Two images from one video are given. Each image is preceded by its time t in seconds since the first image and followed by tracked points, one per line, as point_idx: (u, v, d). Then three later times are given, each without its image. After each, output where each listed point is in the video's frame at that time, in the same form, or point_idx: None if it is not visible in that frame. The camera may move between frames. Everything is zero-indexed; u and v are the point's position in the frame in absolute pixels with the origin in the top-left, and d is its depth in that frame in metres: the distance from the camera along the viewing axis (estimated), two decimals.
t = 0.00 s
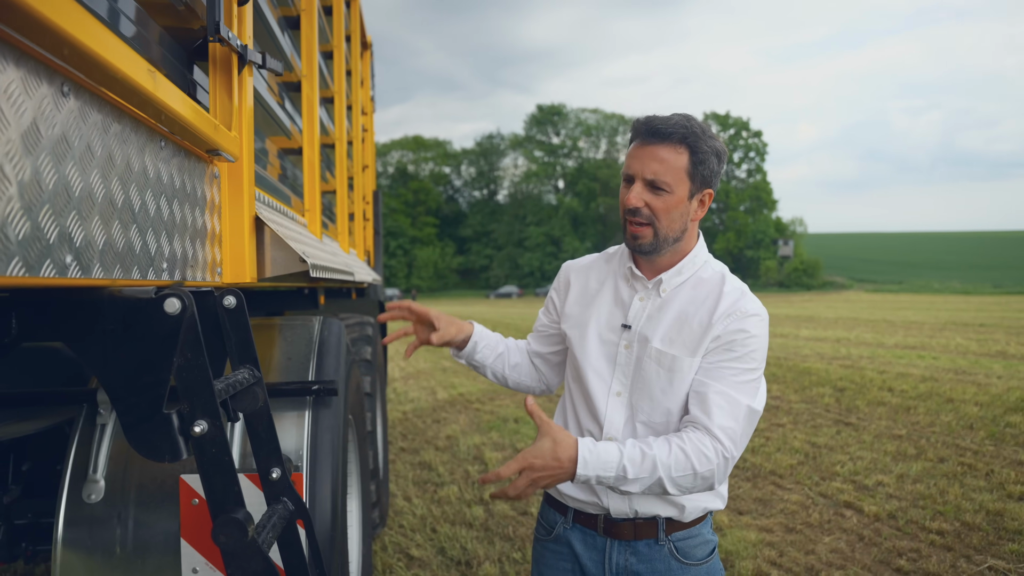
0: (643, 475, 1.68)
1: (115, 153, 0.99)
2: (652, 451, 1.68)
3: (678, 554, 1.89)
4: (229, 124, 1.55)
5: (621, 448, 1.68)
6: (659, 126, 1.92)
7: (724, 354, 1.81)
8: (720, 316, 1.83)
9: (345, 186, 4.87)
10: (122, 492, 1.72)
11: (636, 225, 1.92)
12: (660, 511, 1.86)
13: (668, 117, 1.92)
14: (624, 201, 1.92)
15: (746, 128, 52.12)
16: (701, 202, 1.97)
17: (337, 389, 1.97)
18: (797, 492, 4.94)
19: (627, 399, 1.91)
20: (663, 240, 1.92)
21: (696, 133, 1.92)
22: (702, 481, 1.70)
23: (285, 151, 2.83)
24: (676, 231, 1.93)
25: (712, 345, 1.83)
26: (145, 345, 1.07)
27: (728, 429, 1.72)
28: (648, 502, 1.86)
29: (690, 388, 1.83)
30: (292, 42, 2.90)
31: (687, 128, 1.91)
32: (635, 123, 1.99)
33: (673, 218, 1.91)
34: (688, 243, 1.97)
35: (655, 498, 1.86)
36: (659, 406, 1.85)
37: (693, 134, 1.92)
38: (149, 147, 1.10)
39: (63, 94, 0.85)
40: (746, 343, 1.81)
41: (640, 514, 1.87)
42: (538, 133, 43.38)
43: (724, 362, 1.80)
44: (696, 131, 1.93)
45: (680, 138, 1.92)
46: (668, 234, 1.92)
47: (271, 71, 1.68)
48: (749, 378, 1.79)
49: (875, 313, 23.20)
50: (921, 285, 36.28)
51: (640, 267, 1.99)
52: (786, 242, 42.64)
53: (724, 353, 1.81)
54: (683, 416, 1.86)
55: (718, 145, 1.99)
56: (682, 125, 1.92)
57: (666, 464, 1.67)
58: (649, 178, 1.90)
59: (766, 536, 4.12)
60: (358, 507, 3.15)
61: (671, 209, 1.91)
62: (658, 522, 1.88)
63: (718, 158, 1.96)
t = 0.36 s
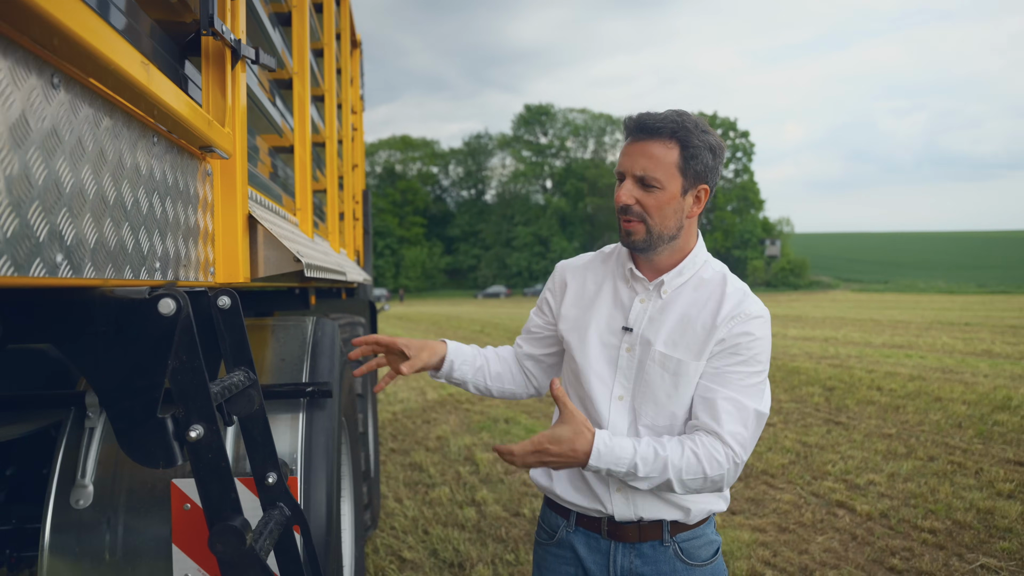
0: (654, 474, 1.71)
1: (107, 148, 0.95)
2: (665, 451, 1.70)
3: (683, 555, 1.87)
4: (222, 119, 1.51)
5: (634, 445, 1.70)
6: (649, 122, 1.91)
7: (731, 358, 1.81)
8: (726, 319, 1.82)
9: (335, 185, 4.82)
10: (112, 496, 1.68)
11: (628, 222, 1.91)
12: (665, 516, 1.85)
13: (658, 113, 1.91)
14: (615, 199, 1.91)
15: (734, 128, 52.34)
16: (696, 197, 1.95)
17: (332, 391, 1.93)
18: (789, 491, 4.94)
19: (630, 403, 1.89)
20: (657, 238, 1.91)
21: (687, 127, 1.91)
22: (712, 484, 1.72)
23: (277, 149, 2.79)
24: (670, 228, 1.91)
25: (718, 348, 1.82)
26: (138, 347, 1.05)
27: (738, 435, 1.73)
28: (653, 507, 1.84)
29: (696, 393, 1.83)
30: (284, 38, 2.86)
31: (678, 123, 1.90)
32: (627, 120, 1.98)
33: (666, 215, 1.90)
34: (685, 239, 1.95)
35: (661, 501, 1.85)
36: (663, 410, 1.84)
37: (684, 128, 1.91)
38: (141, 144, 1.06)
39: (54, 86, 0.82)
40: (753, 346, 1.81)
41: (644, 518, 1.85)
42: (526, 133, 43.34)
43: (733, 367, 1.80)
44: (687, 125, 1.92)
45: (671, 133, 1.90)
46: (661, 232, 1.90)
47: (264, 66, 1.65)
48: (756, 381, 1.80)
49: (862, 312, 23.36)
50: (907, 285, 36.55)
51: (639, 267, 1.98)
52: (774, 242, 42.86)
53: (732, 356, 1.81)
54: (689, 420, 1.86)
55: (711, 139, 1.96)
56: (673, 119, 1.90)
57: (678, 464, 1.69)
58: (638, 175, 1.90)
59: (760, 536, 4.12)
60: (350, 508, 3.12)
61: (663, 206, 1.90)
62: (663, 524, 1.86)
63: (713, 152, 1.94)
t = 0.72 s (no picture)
0: (653, 454, 1.70)
1: (102, 143, 0.92)
2: (663, 433, 1.70)
3: (697, 558, 1.85)
4: (217, 116, 1.49)
5: (631, 425, 1.72)
6: (592, 123, 1.92)
7: (728, 346, 1.77)
8: (719, 306, 1.79)
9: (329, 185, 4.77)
10: (105, 501, 1.65)
11: (595, 221, 1.94)
12: (677, 514, 1.82)
13: (601, 113, 1.92)
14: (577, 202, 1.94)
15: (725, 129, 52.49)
16: (655, 185, 1.89)
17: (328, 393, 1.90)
18: (784, 491, 4.94)
19: (630, 401, 1.89)
20: (622, 234, 1.90)
21: (627, 120, 1.88)
22: (719, 471, 1.69)
23: (272, 148, 2.75)
24: (632, 222, 1.89)
25: (713, 336, 1.79)
26: (133, 349, 1.02)
27: (743, 421, 1.70)
28: (663, 506, 1.82)
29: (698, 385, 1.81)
30: (278, 36, 2.82)
31: (617, 118, 1.88)
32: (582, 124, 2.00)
33: (623, 210, 1.88)
34: (657, 231, 1.91)
35: (671, 500, 1.82)
36: (664, 406, 1.83)
37: (624, 121, 1.88)
38: (136, 141, 1.03)
39: (47, 79, 0.79)
40: (749, 330, 1.77)
41: (655, 519, 1.83)
42: (517, 133, 43.28)
43: (730, 353, 1.77)
44: (628, 117, 1.89)
45: (612, 129, 1.88)
46: (624, 227, 1.89)
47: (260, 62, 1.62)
48: (756, 367, 1.75)
49: (851, 312, 23.45)
50: (896, 285, 36.72)
51: (626, 265, 1.97)
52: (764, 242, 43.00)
53: (729, 343, 1.77)
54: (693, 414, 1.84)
55: (660, 125, 1.90)
56: (612, 116, 1.89)
57: (677, 449, 1.68)
58: (590, 175, 1.91)
59: (755, 536, 4.11)
60: (346, 511, 3.09)
61: (618, 201, 1.88)
62: (676, 526, 1.84)
63: (661, 137, 1.87)
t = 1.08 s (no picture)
0: (649, 467, 1.70)
1: (99, 135, 0.90)
2: (657, 444, 1.70)
3: (709, 561, 1.84)
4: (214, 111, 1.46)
5: (625, 441, 1.72)
6: (575, 122, 1.94)
7: (726, 342, 1.74)
8: (714, 302, 1.77)
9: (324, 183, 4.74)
10: (99, 502, 1.62)
11: (584, 219, 1.94)
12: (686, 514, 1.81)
13: (582, 112, 1.94)
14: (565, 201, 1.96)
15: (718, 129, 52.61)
16: (638, 178, 1.87)
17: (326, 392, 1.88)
18: (780, 490, 4.93)
19: (630, 400, 1.88)
20: (608, 230, 1.90)
21: (605, 116, 1.89)
22: (720, 475, 1.68)
23: (267, 145, 2.72)
24: (618, 217, 1.89)
25: (710, 333, 1.77)
26: (133, 346, 1.00)
27: (744, 422, 1.68)
28: (671, 505, 1.80)
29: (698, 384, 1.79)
30: (273, 30, 2.79)
31: (595, 115, 1.89)
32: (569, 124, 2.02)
33: (606, 205, 1.88)
34: (645, 224, 1.90)
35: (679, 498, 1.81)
36: (664, 404, 1.82)
37: (602, 118, 1.89)
38: (134, 133, 1.00)
39: (43, 67, 0.76)
40: (748, 326, 1.74)
41: (665, 520, 1.81)
42: (510, 133, 43.23)
43: (728, 351, 1.74)
44: (606, 114, 1.89)
45: (592, 126, 1.89)
46: (610, 222, 1.89)
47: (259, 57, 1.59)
48: (756, 364, 1.72)
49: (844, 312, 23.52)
50: (889, 284, 36.82)
51: (623, 262, 1.96)
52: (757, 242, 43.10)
53: (728, 340, 1.74)
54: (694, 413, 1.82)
55: (640, 118, 1.89)
56: (591, 113, 1.90)
57: (672, 459, 1.69)
58: (575, 173, 1.92)
59: (753, 536, 4.10)
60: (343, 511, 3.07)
61: (601, 197, 1.88)
62: (687, 528, 1.82)
63: (640, 130, 1.86)
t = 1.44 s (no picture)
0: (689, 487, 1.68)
1: (96, 126, 0.87)
2: (693, 463, 1.68)
3: (719, 565, 1.82)
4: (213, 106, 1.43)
5: (658, 463, 1.69)
6: (572, 122, 1.91)
7: (737, 346, 1.72)
8: (720, 304, 1.75)
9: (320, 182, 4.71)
10: (95, 503, 1.59)
11: (584, 220, 1.92)
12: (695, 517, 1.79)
13: (579, 111, 1.91)
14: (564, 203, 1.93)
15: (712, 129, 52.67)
16: (640, 177, 1.85)
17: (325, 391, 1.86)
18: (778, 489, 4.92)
19: (636, 399, 1.87)
20: (611, 231, 1.88)
21: (604, 114, 1.86)
22: (758, 482, 1.66)
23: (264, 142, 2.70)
24: (620, 217, 1.87)
25: (719, 336, 1.75)
26: (133, 344, 0.98)
27: (772, 428, 1.66)
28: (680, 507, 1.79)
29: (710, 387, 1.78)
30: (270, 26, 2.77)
31: (594, 113, 1.86)
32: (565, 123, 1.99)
33: (608, 206, 1.86)
34: (648, 223, 1.88)
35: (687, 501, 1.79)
36: (671, 405, 1.81)
37: (602, 116, 1.86)
38: (131, 126, 0.98)
39: (38, 54, 0.74)
40: (760, 328, 1.71)
41: (675, 525, 1.81)
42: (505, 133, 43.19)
43: (740, 356, 1.71)
44: (605, 112, 1.87)
45: (591, 125, 1.87)
46: (612, 223, 1.87)
47: (257, 50, 1.56)
48: (771, 367, 1.69)
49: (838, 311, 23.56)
50: (883, 284, 36.86)
51: (625, 261, 1.96)
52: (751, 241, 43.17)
53: (737, 343, 1.72)
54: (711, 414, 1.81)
55: (640, 115, 1.87)
56: (590, 111, 1.87)
57: (709, 474, 1.66)
58: (574, 173, 1.89)
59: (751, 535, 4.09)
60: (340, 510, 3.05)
61: (603, 197, 1.86)
62: (697, 532, 1.81)
63: (640, 127, 1.84)
